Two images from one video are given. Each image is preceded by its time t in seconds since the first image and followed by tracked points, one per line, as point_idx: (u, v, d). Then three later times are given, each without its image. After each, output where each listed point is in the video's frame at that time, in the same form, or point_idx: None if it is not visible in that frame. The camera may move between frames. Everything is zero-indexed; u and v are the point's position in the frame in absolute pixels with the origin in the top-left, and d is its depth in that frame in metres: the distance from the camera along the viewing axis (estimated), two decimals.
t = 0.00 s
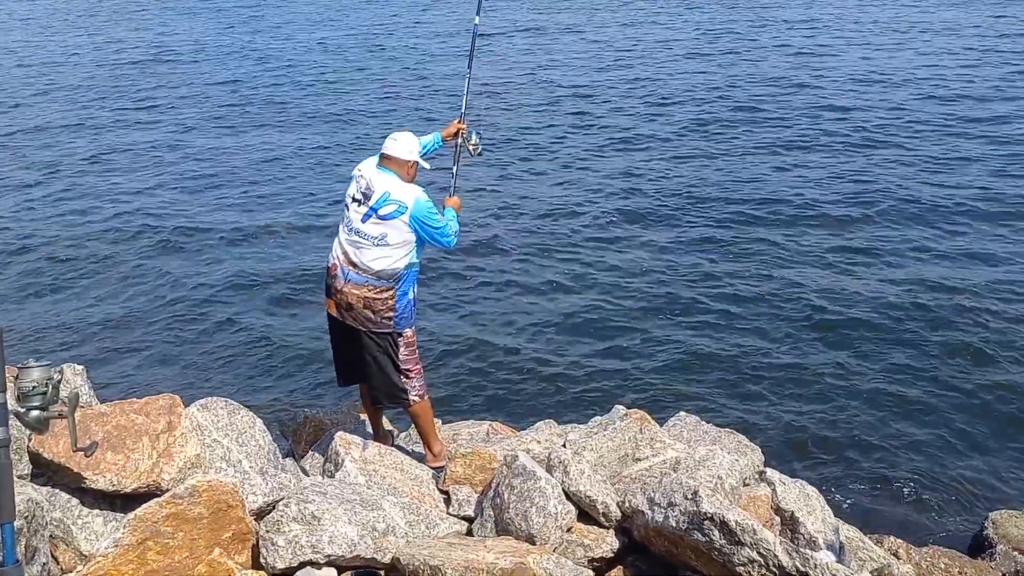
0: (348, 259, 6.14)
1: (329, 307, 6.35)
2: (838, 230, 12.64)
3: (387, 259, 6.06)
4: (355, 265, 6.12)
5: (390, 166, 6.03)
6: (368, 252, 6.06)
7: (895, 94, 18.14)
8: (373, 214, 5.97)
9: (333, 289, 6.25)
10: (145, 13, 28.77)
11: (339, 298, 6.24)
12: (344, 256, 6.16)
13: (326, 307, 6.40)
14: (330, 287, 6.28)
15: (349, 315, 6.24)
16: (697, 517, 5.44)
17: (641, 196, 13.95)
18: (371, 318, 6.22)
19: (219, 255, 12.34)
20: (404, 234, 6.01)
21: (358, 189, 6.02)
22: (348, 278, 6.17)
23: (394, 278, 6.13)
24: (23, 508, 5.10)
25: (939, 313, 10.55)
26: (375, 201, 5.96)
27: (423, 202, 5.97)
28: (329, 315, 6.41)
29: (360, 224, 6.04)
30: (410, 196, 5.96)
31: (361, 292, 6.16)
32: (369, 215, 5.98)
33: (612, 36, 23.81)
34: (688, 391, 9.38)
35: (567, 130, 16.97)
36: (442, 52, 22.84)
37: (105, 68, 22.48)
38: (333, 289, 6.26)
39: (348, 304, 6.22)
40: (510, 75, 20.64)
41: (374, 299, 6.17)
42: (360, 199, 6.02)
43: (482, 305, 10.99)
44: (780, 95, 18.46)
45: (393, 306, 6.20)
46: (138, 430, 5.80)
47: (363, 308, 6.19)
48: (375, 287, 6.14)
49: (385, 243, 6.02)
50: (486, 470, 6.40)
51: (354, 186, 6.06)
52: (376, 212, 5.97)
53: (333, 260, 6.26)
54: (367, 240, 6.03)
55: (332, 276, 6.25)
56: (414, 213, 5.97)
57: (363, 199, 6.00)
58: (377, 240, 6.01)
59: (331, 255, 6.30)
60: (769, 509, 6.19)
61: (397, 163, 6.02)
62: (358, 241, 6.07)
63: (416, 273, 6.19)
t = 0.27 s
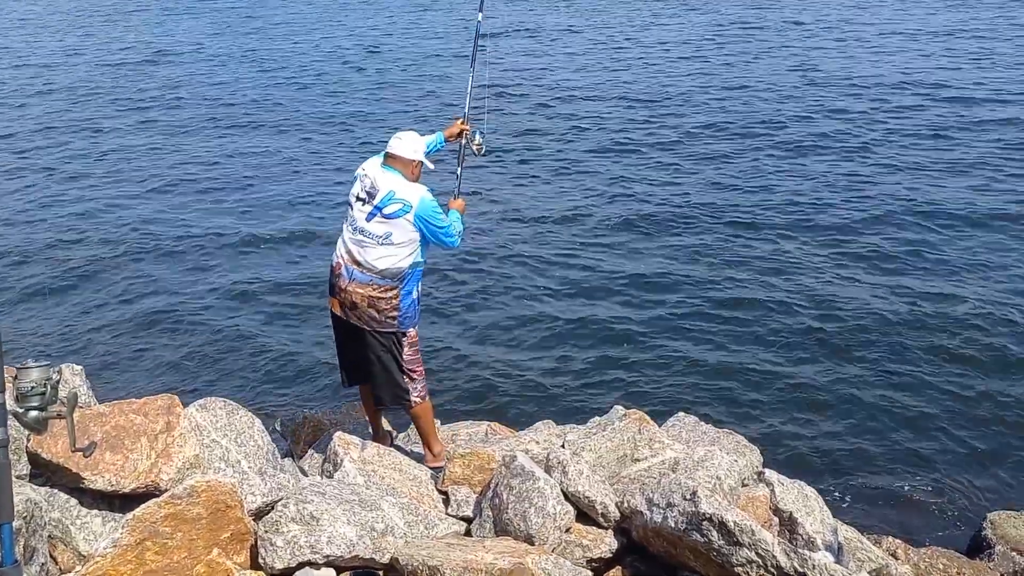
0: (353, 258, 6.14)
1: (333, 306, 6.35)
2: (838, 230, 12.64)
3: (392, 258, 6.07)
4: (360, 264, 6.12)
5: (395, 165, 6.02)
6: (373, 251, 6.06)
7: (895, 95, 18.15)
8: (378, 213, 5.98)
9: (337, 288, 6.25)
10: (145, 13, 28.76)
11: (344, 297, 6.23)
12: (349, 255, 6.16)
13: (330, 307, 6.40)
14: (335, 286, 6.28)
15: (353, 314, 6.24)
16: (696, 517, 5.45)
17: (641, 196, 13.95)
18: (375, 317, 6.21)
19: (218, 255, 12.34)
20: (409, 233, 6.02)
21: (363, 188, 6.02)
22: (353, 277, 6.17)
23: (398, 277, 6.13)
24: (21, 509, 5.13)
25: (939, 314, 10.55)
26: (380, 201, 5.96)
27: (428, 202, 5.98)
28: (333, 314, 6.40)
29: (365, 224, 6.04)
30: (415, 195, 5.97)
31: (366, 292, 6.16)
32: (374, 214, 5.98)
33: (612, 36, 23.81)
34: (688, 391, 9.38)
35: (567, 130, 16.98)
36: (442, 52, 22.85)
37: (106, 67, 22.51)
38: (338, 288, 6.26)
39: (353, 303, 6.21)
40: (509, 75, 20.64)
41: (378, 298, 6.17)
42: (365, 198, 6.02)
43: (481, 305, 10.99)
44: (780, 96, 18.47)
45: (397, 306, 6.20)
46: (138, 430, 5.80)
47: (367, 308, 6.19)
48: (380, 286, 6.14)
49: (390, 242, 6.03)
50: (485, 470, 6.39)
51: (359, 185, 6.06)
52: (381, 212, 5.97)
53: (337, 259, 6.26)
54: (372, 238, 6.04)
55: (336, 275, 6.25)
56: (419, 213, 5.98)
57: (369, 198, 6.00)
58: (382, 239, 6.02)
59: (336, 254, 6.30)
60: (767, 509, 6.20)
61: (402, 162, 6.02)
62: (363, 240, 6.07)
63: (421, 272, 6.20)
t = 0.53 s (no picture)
0: (354, 258, 6.14)
1: (334, 306, 6.35)
2: (838, 231, 12.65)
3: (394, 258, 6.07)
4: (361, 264, 6.13)
5: (399, 165, 6.04)
6: (374, 252, 6.07)
7: (896, 97, 18.16)
8: (380, 214, 5.98)
9: (338, 288, 6.25)
10: (144, 14, 28.77)
11: (344, 297, 6.23)
12: (350, 255, 6.16)
13: (331, 307, 6.39)
14: (335, 286, 6.27)
15: (354, 314, 6.24)
16: (694, 518, 5.45)
17: (641, 197, 13.97)
18: (376, 317, 6.21)
19: (217, 255, 12.35)
20: (410, 235, 6.03)
21: (364, 189, 6.02)
22: (354, 278, 6.17)
23: (399, 278, 6.14)
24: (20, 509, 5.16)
25: (940, 315, 10.55)
26: (382, 201, 5.97)
27: (430, 203, 5.99)
28: (333, 314, 6.40)
29: (366, 224, 6.04)
30: (417, 196, 5.98)
31: (367, 291, 6.16)
32: (375, 214, 5.99)
33: (611, 38, 23.83)
34: (687, 392, 9.39)
35: (567, 132, 16.98)
36: (441, 54, 22.86)
37: (108, 67, 22.54)
38: (338, 288, 6.26)
39: (354, 303, 6.22)
40: (508, 77, 20.66)
41: (379, 298, 6.17)
42: (367, 199, 6.02)
43: (482, 306, 10.99)
44: (781, 97, 18.47)
45: (398, 306, 6.20)
46: (136, 431, 5.80)
47: (368, 308, 6.19)
48: (381, 286, 6.15)
49: (390, 243, 6.03)
50: (483, 470, 6.39)
51: (360, 185, 6.06)
52: (383, 212, 5.97)
53: (338, 258, 6.26)
54: (374, 239, 6.04)
55: (337, 275, 6.25)
56: (421, 214, 5.99)
57: (370, 198, 6.01)
58: (383, 239, 6.02)
59: (336, 254, 6.30)
60: (766, 510, 6.20)
61: (405, 163, 6.03)
62: (364, 241, 6.08)
63: (422, 273, 6.21)
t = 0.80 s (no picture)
0: (355, 259, 6.15)
1: (334, 307, 6.35)
2: (837, 232, 12.66)
3: (394, 259, 6.07)
4: (361, 265, 6.13)
5: (399, 166, 6.05)
6: (374, 252, 6.07)
7: (896, 98, 18.17)
8: (380, 214, 5.99)
9: (339, 288, 6.26)
10: (144, 14, 28.80)
11: (345, 298, 6.24)
12: (350, 256, 6.17)
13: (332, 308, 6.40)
14: (336, 287, 6.28)
15: (355, 315, 6.24)
16: (694, 519, 5.46)
17: (641, 198, 13.97)
18: (376, 318, 6.22)
19: (217, 255, 12.36)
20: (409, 237, 6.02)
21: (365, 189, 6.03)
22: (354, 278, 6.18)
23: (399, 279, 6.14)
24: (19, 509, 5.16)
25: (939, 317, 10.56)
26: (382, 201, 5.97)
27: (430, 206, 5.99)
28: (334, 315, 6.40)
29: (367, 225, 6.05)
30: (417, 197, 5.98)
31: (367, 292, 6.17)
32: (375, 215, 5.99)
33: (610, 39, 23.86)
34: (687, 393, 9.39)
35: (567, 133, 16.99)
36: (440, 54, 22.88)
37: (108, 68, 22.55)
38: (339, 288, 6.26)
39: (354, 304, 6.22)
40: (508, 77, 20.68)
41: (379, 299, 6.17)
42: (367, 199, 6.03)
43: (482, 306, 10.99)
44: (780, 99, 18.48)
45: (399, 306, 6.21)
46: (136, 431, 5.80)
47: (368, 308, 6.19)
48: (381, 287, 6.15)
49: (390, 245, 6.04)
50: (483, 471, 6.40)
51: (361, 186, 6.07)
52: (383, 212, 5.98)
53: (338, 259, 6.27)
54: (374, 239, 6.05)
55: (337, 276, 6.26)
56: (420, 216, 5.98)
57: (370, 199, 6.01)
58: (383, 241, 6.02)
59: (337, 255, 6.30)
60: (765, 511, 6.21)
61: (406, 164, 6.05)
62: (364, 242, 6.09)
63: (421, 276, 6.22)
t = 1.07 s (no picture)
0: (355, 261, 6.17)
1: (336, 309, 6.36)
2: (837, 233, 12.66)
3: (392, 260, 6.07)
4: (362, 266, 6.14)
5: (397, 166, 6.08)
6: (373, 253, 6.08)
7: (896, 100, 18.17)
8: (377, 214, 5.99)
9: (340, 290, 6.27)
10: (143, 15, 28.81)
11: (345, 299, 6.25)
12: (350, 257, 6.18)
13: (332, 310, 6.41)
14: (337, 289, 6.29)
15: (356, 316, 6.25)
16: (694, 520, 5.46)
17: (640, 200, 13.98)
18: (377, 319, 6.22)
19: (216, 256, 12.37)
20: (407, 238, 6.02)
21: (363, 189, 6.04)
22: (355, 280, 6.19)
23: (399, 280, 6.15)
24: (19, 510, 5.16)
25: (938, 319, 10.57)
26: (379, 201, 5.98)
27: (426, 207, 5.95)
28: (335, 317, 6.41)
29: (365, 225, 6.06)
30: (415, 197, 5.96)
31: (368, 293, 6.18)
32: (374, 215, 6.01)
33: (609, 40, 23.87)
34: (686, 394, 9.40)
35: (567, 134, 16.99)
36: (439, 56, 22.89)
37: (108, 69, 22.55)
38: (340, 290, 6.27)
39: (355, 305, 6.23)
40: (507, 79, 20.70)
41: (379, 300, 6.18)
42: (365, 199, 6.04)
43: (482, 308, 11.00)
44: (780, 100, 18.49)
45: (399, 307, 6.21)
46: (135, 432, 5.80)
47: (369, 309, 6.20)
48: (381, 288, 6.16)
49: (389, 245, 6.05)
50: (482, 472, 6.40)
51: (359, 186, 6.08)
52: (380, 212, 5.98)
53: (339, 261, 6.29)
54: (372, 240, 6.06)
55: (338, 278, 6.27)
56: (416, 217, 5.95)
57: (369, 200, 6.03)
58: (382, 241, 6.03)
59: (337, 257, 6.31)
60: (764, 511, 6.21)
61: (405, 164, 6.07)
62: (364, 242, 6.10)
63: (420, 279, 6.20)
